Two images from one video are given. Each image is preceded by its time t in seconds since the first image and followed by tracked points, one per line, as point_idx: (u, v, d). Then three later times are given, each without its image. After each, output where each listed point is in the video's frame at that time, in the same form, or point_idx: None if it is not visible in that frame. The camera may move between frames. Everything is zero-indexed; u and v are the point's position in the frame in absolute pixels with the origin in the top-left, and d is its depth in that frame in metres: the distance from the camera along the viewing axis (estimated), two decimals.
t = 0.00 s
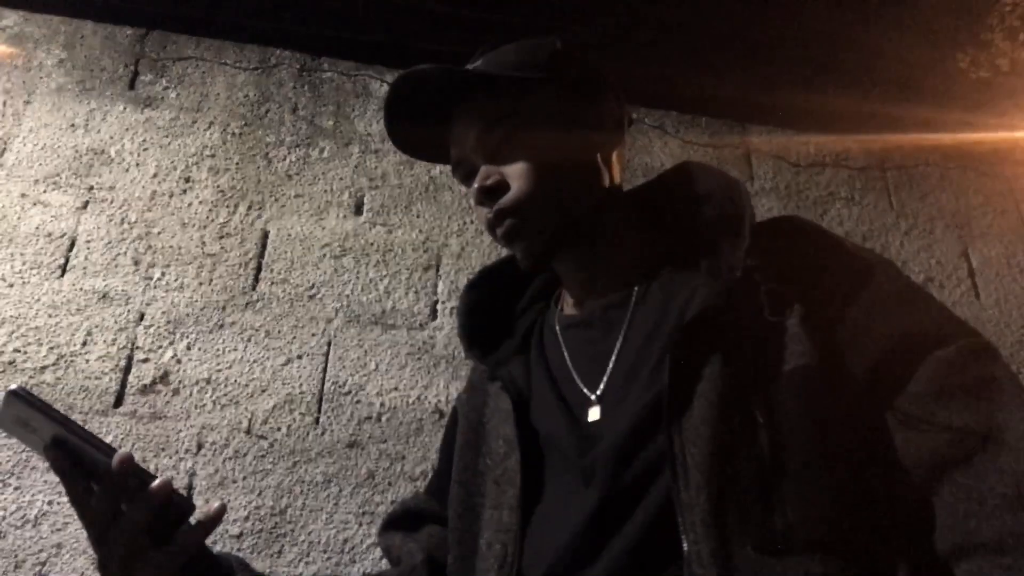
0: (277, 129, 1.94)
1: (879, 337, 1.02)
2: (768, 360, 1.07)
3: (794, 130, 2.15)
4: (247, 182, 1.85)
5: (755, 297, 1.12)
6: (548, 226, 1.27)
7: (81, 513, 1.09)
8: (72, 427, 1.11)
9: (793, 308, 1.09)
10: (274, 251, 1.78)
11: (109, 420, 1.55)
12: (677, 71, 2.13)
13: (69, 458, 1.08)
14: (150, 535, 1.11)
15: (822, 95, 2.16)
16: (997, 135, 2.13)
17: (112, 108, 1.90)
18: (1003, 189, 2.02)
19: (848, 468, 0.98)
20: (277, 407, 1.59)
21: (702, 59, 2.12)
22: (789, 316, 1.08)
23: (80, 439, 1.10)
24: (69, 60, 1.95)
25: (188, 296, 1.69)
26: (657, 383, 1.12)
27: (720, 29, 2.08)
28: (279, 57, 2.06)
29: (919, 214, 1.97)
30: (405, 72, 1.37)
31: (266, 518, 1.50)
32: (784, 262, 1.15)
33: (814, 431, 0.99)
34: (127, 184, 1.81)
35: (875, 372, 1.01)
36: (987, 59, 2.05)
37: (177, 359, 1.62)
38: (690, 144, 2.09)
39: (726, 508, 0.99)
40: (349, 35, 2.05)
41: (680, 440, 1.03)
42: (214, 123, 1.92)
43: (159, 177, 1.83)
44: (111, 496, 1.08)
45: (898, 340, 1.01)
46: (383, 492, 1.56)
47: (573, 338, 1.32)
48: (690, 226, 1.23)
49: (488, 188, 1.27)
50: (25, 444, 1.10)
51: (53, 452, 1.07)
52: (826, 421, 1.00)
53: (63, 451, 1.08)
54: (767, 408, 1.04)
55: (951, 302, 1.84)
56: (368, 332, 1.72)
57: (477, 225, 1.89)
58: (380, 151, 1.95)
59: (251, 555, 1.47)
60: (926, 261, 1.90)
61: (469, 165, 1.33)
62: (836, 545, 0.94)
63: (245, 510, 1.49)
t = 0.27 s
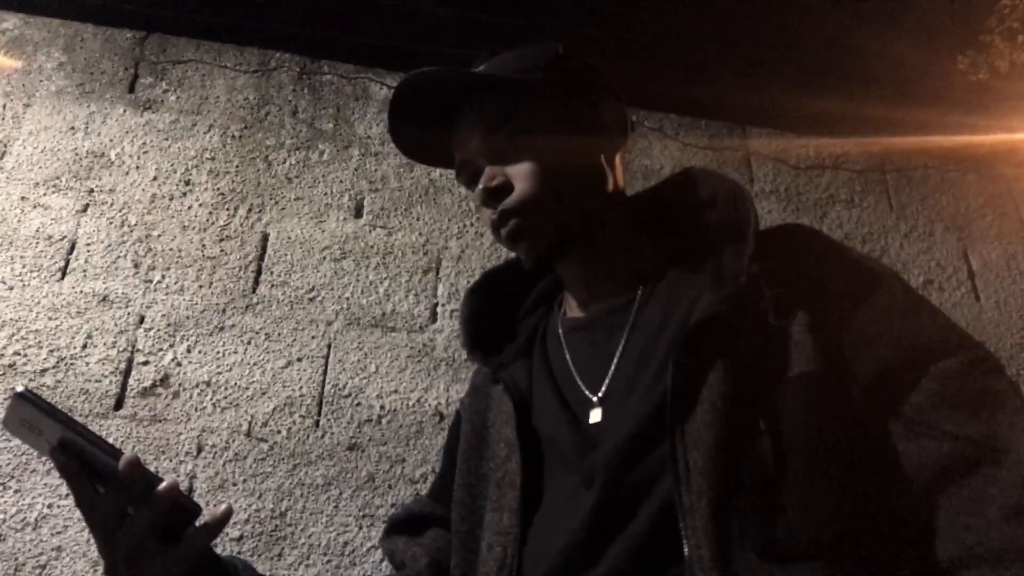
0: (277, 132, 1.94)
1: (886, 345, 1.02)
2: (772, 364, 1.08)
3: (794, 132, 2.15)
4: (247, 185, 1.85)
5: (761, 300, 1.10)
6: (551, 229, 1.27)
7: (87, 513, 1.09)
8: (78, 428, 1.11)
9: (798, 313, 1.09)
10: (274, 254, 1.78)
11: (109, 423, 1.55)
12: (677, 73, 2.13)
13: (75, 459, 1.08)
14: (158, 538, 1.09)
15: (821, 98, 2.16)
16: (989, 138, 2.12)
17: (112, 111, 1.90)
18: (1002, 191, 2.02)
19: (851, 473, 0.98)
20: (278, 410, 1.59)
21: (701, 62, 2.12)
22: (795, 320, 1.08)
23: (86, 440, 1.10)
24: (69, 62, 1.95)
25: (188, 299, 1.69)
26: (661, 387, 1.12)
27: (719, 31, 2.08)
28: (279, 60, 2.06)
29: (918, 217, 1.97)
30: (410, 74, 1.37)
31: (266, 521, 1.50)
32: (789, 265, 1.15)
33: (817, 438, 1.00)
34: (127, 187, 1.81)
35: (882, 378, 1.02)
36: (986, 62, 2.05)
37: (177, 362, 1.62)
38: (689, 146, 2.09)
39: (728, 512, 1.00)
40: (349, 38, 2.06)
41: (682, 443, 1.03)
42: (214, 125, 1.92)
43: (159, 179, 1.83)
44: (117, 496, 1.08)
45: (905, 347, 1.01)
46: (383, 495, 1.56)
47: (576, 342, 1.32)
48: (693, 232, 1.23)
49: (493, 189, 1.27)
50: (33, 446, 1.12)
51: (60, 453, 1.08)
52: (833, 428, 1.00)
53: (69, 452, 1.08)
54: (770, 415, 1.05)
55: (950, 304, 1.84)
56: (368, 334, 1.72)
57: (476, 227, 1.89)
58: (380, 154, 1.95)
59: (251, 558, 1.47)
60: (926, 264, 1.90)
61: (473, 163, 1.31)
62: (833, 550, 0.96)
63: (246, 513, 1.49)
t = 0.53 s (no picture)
0: (274, 131, 1.94)
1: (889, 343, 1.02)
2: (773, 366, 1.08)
3: (790, 133, 2.16)
4: (245, 185, 1.85)
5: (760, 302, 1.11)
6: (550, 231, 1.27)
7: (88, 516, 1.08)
8: (77, 428, 1.10)
9: (799, 316, 1.09)
10: (271, 253, 1.78)
11: (106, 423, 1.55)
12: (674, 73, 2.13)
13: (75, 463, 1.07)
14: (159, 540, 1.09)
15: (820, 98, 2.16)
16: (998, 137, 2.14)
17: (109, 111, 1.90)
18: (1000, 192, 2.03)
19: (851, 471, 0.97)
20: (275, 410, 1.59)
21: (699, 61, 2.12)
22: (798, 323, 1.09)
23: (86, 442, 1.09)
24: (66, 62, 1.95)
25: (186, 299, 1.69)
26: (660, 389, 1.12)
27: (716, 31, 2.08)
28: (277, 60, 2.06)
29: (915, 217, 1.97)
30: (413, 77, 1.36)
31: (264, 521, 1.50)
32: (792, 272, 1.15)
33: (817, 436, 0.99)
34: (124, 187, 1.81)
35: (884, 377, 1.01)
36: (983, 62, 2.05)
37: (175, 362, 1.62)
38: (687, 146, 2.09)
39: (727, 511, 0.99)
40: (346, 37, 2.06)
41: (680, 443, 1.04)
42: (211, 125, 1.92)
43: (156, 179, 1.83)
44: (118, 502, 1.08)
45: (908, 344, 1.00)
46: (380, 495, 1.56)
47: (575, 343, 1.32)
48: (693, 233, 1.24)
49: (493, 192, 1.27)
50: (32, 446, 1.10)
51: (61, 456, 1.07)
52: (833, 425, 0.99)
53: (70, 455, 1.08)
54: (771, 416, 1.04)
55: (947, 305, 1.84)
56: (365, 334, 1.72)
57: (474, 227, 1.89)
58: (377, 154, 1.95)
59: (249, 558, 1.47)
60: (923, 264, 1.90)
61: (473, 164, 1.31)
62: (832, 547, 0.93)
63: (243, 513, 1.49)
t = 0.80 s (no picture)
0: (273, 129, 1.94)
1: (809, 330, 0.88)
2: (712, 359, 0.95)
3: (789, 131, 2.16)
4: (244, 182, 1.85)
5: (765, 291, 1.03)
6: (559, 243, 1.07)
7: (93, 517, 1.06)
8: (79, 428, 1.09)
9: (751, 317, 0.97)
10: (269, 251, 1.78)
11: (104, 421, 1.55)
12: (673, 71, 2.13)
13: (80, 461, 1.05)
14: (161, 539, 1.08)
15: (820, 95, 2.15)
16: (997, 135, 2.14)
17: (107, 109, 1.90)
18: (999, 190, 2.03)
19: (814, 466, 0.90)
20: (273, 407, 1.59)
21: (697, 59, 2.13)
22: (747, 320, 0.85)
23: (91, 443, 1.07)
24: (65, 60, 1.95)
25: (184, 297, 1.69)
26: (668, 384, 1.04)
27: (715, 29, 2.08)
28: (275, 58, 2.06)
29: (913, 215, 1.98)
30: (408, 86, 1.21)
31: (262, 519, 1.50)
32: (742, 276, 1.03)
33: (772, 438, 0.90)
34: (122, 185, 1.81)
35: (818, 351, 0.83)
36: (982, 61, 2.05)
37: (173, 360, 1.62)
38: (685, 144, 2.09)
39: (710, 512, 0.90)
40: (345, 35, 2.06)
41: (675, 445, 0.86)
42: (210, 123, 1.92)
43: (155, 177, 1.83)
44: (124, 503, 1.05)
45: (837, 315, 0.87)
46: (379, 492, 1.56)
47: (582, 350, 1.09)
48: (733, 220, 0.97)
49: (500, 200, 1.11)
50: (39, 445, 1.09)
51: (65, 458, 1.05)
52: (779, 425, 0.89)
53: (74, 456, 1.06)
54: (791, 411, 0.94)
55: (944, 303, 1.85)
56: (363, 332, 1.72)
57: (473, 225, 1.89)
58: (376, 152, 1.95)
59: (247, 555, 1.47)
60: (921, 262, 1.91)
61: (478, 175, 1.15)
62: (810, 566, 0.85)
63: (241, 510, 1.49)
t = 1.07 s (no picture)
0: (272, 128, 1.94)
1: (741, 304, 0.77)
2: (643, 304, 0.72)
3: (788, 130, 2.16)
4: (243, 181, 1.85)
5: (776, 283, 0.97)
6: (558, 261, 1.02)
7: (109, 513, 1.04)
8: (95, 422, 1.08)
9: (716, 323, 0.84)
10: (269, 250, 1.78)
11: (104, 419, 1.54)
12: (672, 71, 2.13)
13: (93, 456, 1.04)
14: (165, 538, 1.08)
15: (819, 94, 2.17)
16: (994, 134, 2.14)
17: (107, 107, 1.89)
18: (998, 189, 2.03)
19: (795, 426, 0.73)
20: (273, 406, 1.59)
21: (697, 58, 2.13)
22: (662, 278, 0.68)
23: (105, 437, 1.07)
24: (64, 58, 1.95)
25: (184, 295, 1.69)
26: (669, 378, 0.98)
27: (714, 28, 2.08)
28: (275, 56, 2.05)
29: (913, 214, 1.98)
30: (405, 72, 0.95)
31: (262, 517, 1.50)
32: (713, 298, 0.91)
33: (734, 409, 0.72)
34: (122, 183, 1.80)
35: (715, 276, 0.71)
36: (981, 60, 2.05)
37: (172, 358, 1.62)
38: (685, 143, 2.09)
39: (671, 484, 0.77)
40: (345, 34, 2.06)
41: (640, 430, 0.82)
42: (209, 122, 1.92)
43: (154, 176, 1.82)
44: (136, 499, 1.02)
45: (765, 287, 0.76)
46: (378, 491, 1.56)
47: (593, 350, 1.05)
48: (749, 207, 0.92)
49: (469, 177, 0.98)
50: (57, 439, 1.09)
51: (79, 448, 1.04)
52: (724, 390, 0.73)
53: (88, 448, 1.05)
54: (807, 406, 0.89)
55: (943, 303, 1.86)
56: (363, 330, 1.72)
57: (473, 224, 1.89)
58: (376, 150, 1.95)
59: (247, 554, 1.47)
60: (920, 261, 1.91)
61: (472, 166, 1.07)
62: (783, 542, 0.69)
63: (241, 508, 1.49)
